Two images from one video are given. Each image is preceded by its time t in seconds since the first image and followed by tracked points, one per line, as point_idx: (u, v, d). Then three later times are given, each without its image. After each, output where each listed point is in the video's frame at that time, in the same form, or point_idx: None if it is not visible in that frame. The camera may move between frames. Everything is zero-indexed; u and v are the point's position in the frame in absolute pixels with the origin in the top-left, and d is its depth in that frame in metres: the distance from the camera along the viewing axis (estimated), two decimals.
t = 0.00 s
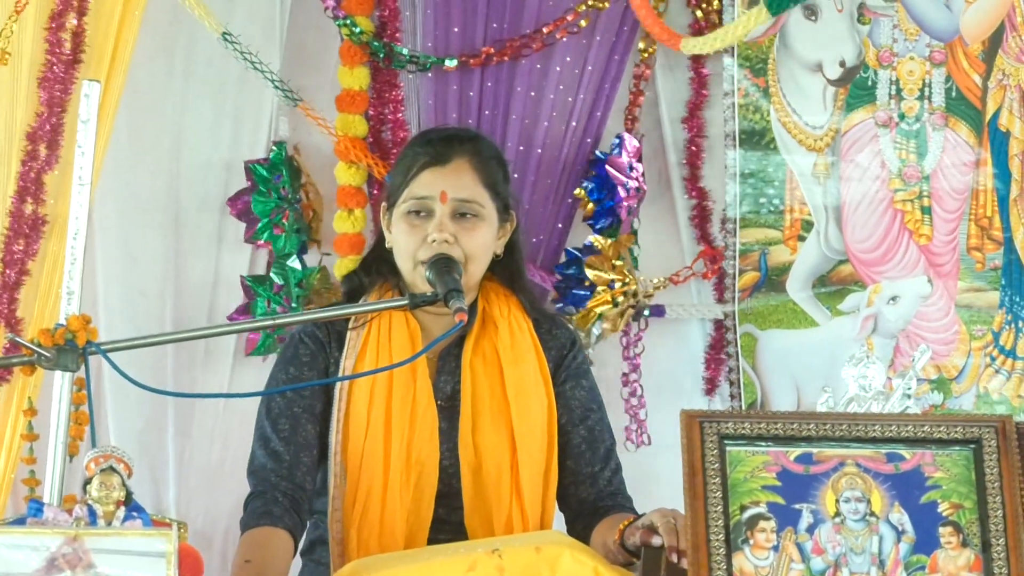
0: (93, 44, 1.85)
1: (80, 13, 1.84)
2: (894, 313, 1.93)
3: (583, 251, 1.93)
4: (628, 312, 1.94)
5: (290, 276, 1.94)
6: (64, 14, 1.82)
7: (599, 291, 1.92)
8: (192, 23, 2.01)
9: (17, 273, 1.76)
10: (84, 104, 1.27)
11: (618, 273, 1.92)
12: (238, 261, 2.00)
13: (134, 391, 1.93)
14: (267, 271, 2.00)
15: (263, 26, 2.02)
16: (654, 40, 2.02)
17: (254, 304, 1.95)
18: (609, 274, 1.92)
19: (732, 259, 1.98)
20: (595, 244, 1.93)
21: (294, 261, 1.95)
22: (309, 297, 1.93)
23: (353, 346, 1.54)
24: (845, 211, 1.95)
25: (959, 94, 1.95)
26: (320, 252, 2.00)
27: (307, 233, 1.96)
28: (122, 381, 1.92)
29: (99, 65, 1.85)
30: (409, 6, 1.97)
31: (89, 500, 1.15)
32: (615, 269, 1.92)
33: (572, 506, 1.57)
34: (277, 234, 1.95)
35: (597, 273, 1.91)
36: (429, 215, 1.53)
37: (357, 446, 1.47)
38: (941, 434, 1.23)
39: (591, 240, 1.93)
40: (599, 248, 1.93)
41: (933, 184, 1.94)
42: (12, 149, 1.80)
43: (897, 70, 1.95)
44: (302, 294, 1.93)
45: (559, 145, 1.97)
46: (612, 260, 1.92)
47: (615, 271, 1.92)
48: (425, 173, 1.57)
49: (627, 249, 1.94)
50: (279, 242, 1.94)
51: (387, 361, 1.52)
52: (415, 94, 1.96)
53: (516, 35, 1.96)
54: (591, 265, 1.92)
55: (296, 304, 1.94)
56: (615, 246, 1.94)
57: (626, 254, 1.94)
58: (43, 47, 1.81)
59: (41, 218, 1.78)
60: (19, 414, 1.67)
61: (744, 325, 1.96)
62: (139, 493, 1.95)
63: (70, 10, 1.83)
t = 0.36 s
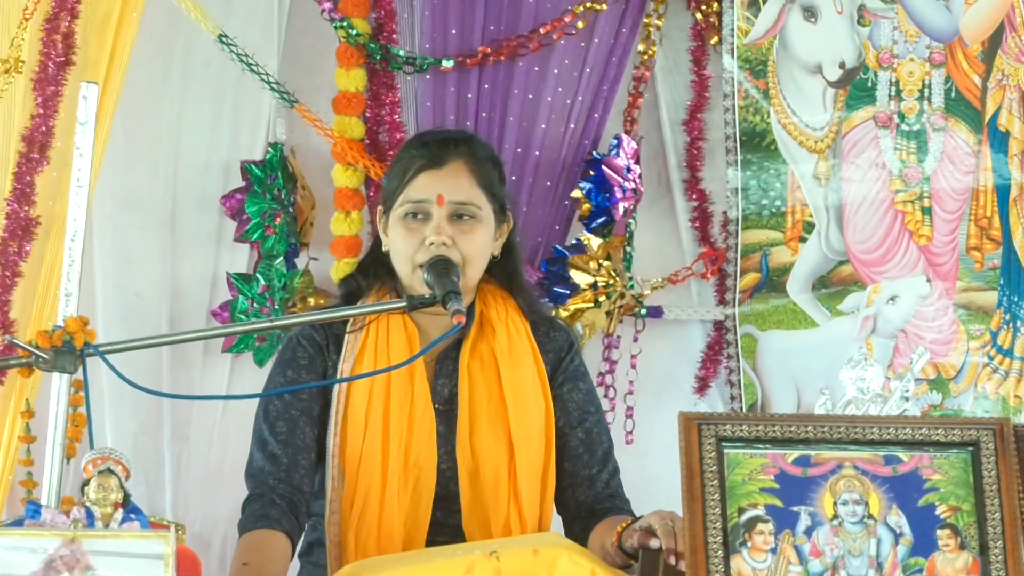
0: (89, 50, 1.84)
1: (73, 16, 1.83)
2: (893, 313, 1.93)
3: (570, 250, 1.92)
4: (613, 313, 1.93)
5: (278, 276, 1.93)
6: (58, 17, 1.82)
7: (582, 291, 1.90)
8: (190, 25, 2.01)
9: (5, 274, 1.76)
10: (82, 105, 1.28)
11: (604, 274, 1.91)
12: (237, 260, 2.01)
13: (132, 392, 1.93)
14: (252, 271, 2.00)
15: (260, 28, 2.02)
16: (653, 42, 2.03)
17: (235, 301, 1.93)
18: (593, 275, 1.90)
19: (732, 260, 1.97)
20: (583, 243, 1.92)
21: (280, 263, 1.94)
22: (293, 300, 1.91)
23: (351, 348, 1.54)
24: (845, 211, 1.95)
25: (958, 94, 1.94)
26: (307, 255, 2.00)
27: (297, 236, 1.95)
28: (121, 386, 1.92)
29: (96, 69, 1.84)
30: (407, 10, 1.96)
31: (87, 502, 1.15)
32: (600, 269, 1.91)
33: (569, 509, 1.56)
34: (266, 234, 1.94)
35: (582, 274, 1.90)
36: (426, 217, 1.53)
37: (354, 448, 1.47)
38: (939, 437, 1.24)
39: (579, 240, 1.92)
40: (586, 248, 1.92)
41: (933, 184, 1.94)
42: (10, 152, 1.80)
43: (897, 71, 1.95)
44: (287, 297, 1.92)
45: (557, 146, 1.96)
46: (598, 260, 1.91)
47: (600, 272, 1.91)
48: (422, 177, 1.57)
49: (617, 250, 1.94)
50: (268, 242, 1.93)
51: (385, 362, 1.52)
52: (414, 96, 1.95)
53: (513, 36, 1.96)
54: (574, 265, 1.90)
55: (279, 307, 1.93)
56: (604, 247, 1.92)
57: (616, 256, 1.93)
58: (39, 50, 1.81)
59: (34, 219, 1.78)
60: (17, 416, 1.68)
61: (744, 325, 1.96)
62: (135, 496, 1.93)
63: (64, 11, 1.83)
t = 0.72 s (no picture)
0: (88, 52, 1.84)
1: (73, 18, 1.82)
2: (890, 316, 1.93)
3: (573, 250, 1.92)
4: (615, 312, 1.92)
5: (285, 279, 1.92)
6: (56, 19, 1.81)
7: (586, 291, 1.90)
8: (189, 27, 2.01)
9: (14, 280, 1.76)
10: (82, 107, 1.28)
11: (607, 274, 1.91)
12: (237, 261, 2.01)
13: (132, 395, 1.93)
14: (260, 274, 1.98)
15: (258, 29, 2.01)
16: (649, 43, 2.01)
17: (245, 305, 1.94)
18: (597, 276, 1.91)
19: (727, 263, 1.97)
20: (585, 244, 1.91)
21: (288, 265, 1.93)
22: (301, 302, 1.92)
23: (349, 351, 1.55)
24: (843, 213, 1.95)
25: (955, 96, 1.95)
26: (311, 257, 1.99)
27: (301, 237, 1.94)
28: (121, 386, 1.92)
29: (94, 71, 1.85)
30: (405, 10, 1.97)
31: (86, 503, 1.15)
32: (604, 271, 1.91)
33: (569, 510, 1.56)
34: (271, 237, 1.93)
35: (586, 274, 1.90)
36: (422, 219, 1.53)
37: (353, 451, 1.47)
38: (937, 437, 1.24)
39: (582, 241, 1.91)
40: (589, 249, 1.92)
41: (931, 186, 1.94)
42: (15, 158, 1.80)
43: (895, 73, 1.95)
44: (294, 298, 1.92)
45: (556, 147, 1.96)
46: (601, 261, 1.92)
47: (604, 272, 1.91)
48: (414, 179, 1.57)
49: (616, 251, 1.95)
50: (273, 245, 1.93)
51: (383, 364, 1.52)
52: (412, 96, 1.96)
53: (512, 38, 1.96)
54: (579, 265, 1.91)
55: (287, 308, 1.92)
56: (606, 249, 1.93)
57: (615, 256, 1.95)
58: (38, 53, 1.81)
59: (33, 221, 1.78)
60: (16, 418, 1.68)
61: (742, 329, 1.96)
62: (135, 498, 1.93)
63: (63, 13, 1.82)
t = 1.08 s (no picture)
0: (89, 53, 1.85)
1: (76, 19, 1.83)
2: (888, 320, 1.93)
3: (571, 253, 1.92)
4: (614, 318, 1.94)
5: (283, 278, 1.94)
6: (60, 20, 1.82)
7: (584, 293, 1.91)
8: (190, 29, 2.01)
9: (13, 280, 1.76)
10: (82, 108, 1.28)
11: (606, 276, 1.92)
12: (237, 262, 2.01)
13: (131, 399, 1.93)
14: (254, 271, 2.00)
15: (258, 31, 2.02)
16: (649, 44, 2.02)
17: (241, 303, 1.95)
18: (596, 278, 1.91)
19: (727, 263, 1.97)
20: (584, 247, 1.92)
21: (286, 265, 1.94)
22: (299, 301, 1.93)
23: (345, 354, 1.54)
24: (842, 216, 1.95)
25: (955, 100, 1.95)
26: (309, 257, 2.00)
27: (300, 234, 1.95)
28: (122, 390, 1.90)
29: (94, 74, 1.85)
30: (404, 12, 1.97)
31: (85, 504, 1.14)
32: (603, 273, 1.92)
33: (563, 510, 1.56)
34: (268, 236, 1.94)
35: (585, 277, 1.91)
36: (418, 220, 1.53)
37: (350, 454, 1.47)
38: (937, 439, 1.24)
39: (581, 243, 1.92)
40: (588, 251, 1.92)
41: (930, 189, 1.94)
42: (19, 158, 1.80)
43: (894, 76, 1.96)
44: (291, 297, 1.92)
45: (555, 150, 1.97)
46: (600, 263, 1.92)
47: (602, 275, 1.91)
48: (409, 181, 1.56)
49: (616, 255, 1.94)
50: (270, 245, 1.93)
51: (379, 366, 1.53)
52: (411, 97, 1.96)
53: (511, 37, 1.97)
54: (577, 267, 1.91)
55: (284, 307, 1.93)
56: (605, 251, 1.93)
57: (616, 259, 1.94)
58: (42, 54, 1.82)
59: (31, 222, 1.78)
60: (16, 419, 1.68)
61: (738, 330, 1.96)
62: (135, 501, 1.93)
63: (65, 15, 1.82)
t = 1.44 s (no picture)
0: (86, 49, 1.85)
1: (55, 17, 1.83)
2: (887, 320, 1.93)
3: (569, 251, 1.91)
4: (614, 316, 1.93)
5: (275, 280, 1.94)
6: (38, 17, 1.82)
7: (581, 292, 1.90)
8: (187, 29, 2.01)
9: None
10: (81, 109, 1.29)
11: (603, 275, 1.90)
12: (234, 262, 2.01)
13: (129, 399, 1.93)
14: (248, 273, 2.00)
15: (258, 32, 2.02)
16: (648, 45, 2.02)
17: (234, 304, 1.95)
18: (593, 277, 1.90)
19: (726, 263, 1.97)
20: (583, 246, 1.91)
21: (278, 267, 1.94)
22: (290, 303, 1.92)
23: (337, 355, 1.54)
24: (842, 216, 1.95)
25: (954, 99, 1.95)
26: (303, 258, 2.01)
27: (291, 241, 1.95)
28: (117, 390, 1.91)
29: (92, 72, 1.85)
30: (404, 13, 1.97)
31: (86, 505, 1.15)
32: (600, 272, 1.90)
33: (562, 512, 1.57)
34: (263, 238, 1.93)
35: (582, 276, 1.90)
36: (427, 219, 1.52)
37: (345, 453, 1.47)
38: (937, 439, 1.23)
39: (579, 242, 1.92)
40: (585, 250, 1.91)
41: (930, 188, 1.94)
42: None
43: (893, 75, 1.96)
44: (284, 300, 1.92)
45: (555, 150, 1.97)
46: (597, 262, 1.91)
47: (600, 274, 1.90)
48: (424, 179, 1.56)
49: (616, 254, 1.93)
50: (265, 247, 1.93)
51: (369, 369, 1.52)
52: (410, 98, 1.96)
53: (511, 38, 1.97)
54: (573, 266, 1.89)
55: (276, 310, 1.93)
56: (603, 250, 1.92)
57: (615, 258, 1.93)
58: (16, 49, 1.81)
59: (22, 223, 1.78)
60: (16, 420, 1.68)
61: (738, 330, 1.96)
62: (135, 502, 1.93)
63: (46, 12, 1.83)
